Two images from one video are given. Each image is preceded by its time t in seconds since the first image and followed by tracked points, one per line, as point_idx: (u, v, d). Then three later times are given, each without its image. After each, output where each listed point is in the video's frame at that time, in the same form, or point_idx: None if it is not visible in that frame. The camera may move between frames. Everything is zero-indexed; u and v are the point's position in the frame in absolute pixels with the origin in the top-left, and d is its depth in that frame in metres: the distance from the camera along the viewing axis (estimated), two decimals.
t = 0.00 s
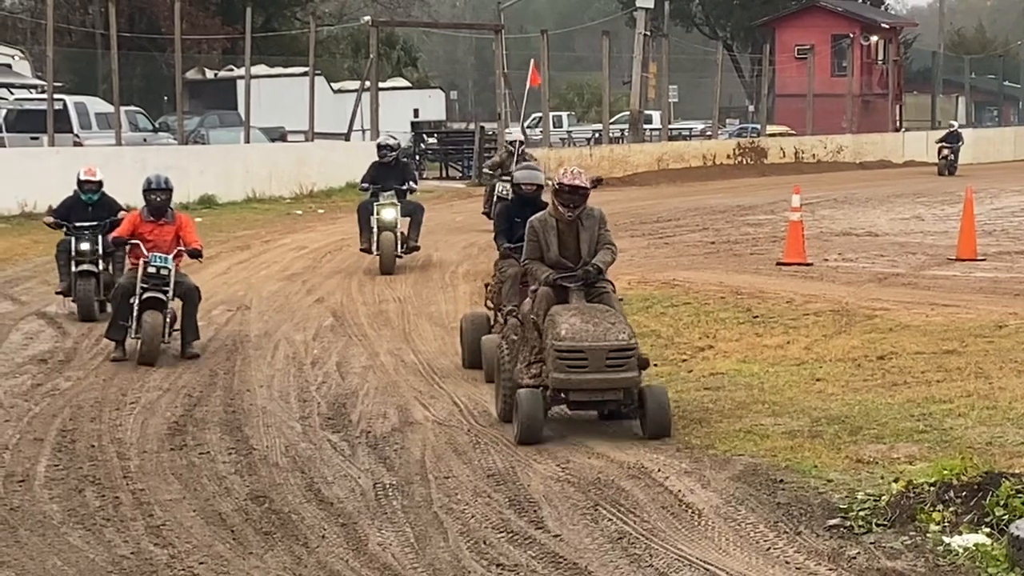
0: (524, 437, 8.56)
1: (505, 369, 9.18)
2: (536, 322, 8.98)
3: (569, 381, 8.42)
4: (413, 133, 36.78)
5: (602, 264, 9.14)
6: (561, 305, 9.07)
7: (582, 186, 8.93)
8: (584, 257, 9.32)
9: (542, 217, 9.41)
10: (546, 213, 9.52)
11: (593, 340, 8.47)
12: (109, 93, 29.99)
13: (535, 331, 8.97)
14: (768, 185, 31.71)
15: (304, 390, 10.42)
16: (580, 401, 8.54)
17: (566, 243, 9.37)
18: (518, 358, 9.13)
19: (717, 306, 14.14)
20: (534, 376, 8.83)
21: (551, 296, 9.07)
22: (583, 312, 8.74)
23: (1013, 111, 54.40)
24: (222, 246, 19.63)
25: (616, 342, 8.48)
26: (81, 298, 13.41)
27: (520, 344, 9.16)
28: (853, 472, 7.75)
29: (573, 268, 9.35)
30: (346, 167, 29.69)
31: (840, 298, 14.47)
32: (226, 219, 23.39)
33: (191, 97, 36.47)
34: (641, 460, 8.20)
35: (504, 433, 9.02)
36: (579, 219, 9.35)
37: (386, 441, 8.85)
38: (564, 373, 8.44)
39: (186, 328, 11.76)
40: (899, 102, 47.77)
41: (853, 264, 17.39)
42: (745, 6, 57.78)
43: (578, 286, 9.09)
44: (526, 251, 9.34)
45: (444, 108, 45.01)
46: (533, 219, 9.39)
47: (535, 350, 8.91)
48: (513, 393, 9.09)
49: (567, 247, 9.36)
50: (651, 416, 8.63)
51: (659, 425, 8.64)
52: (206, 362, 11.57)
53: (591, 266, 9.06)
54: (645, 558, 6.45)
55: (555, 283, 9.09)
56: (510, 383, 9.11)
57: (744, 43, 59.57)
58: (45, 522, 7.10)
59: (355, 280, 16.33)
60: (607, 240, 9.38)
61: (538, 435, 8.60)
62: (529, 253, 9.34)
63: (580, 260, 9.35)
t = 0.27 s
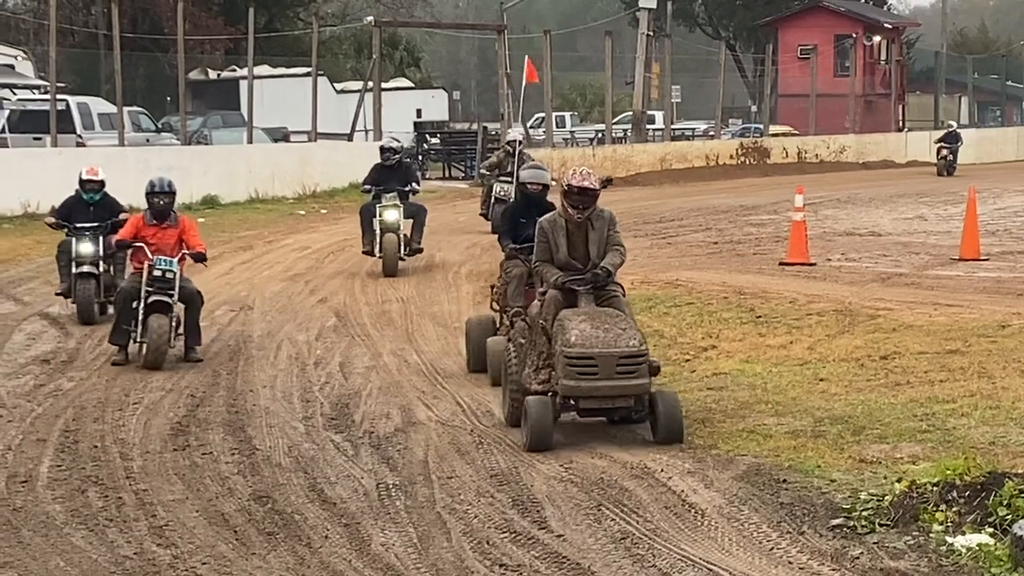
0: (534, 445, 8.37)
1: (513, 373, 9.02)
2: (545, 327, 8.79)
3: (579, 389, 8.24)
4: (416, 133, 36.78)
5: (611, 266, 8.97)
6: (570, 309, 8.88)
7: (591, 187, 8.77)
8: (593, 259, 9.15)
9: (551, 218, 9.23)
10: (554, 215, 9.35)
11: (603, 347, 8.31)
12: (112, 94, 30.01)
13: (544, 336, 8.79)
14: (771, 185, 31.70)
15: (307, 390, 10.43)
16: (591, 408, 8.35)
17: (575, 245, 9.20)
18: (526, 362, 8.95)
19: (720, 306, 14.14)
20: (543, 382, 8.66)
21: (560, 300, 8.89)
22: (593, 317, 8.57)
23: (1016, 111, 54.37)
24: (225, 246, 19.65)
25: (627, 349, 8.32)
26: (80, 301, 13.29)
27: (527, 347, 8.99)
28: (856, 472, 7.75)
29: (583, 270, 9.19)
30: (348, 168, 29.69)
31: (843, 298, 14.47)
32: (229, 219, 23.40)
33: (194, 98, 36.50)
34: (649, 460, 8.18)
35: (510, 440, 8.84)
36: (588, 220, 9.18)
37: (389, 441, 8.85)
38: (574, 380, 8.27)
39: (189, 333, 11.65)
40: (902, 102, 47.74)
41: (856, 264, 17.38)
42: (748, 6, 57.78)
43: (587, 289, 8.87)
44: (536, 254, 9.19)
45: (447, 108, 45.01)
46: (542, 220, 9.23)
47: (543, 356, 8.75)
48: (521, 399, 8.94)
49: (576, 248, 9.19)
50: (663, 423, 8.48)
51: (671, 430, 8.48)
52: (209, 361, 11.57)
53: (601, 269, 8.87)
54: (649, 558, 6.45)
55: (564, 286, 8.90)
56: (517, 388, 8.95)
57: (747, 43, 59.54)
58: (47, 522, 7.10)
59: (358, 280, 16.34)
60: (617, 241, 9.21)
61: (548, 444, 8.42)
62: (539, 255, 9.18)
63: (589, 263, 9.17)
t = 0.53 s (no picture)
0: (543, 450, 8.24)
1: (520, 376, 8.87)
2: (553, 329, 8.65)
3: (589, 393, 8.08)
4: (418, 134, 36.80)
5: (621, 267, 8.90)
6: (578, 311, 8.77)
7: (601, 187, 8.72)
8: (602, 261, 9.08)
9: (560, 218, 9.15)
10: (564, 215, 9.26)
11: (613, 349, 8.14)
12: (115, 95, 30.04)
13: (552, 339, 8.62)
14: (773, 185, 31.72)
15: (310, 390, 10.44)
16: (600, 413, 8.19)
17: (584, 245, 9.13)
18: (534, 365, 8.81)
19: (723, 305, 14.16)
20: (552, 386, 8.48)
21: (569, 301, 8.80)
22: (602, 319, 8.43)
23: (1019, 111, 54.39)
24: (228, 247, 19.68)
25: (637, 351, 8.15)
26: (81, 304, 13.05)
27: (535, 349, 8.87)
28: (859, 472, 7.75)
29: (592, 271, 9.10)
30: (351, 168, 29.72)
31: (846, 298, 14.48)
32: (232, 220, 23.44)
33: (197, 98, 36.53)
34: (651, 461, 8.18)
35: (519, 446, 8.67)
36: (598, 220, 9.11)
37: (392, 441, 8.86)
38: (583, 384, 8.11)
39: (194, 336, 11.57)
40: (904, 102, 47.75)
41: (859, 264, 17.39)
42: (750, 6, 57.82)
43: (596, 291, 8.79)
44: (544, 254, 9.11)
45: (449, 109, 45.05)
46: (551, 220, 9.15)
47: (551, 359, 8.57)
48: (529, 404, 8.83)
49: (585, 249, 9.12)
50: (674, 428, 8.32)
51: (683, 434, 8.32)
52: (212, 362, 11.59)
53: (610, 270, 8.79)
54: (652, 557, 6.46)
55: (573, 288, 8.81)
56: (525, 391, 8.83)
57: (749, 44, 59.54)
58: (51, 522, 7.11)
59: (361, 280, 16.37)
60: (626, 242, 9.14)
61: (557, 449, 8.28)
62: (547, 256, 9.10)
63: (598, 263, 9.10)
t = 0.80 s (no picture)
0: (554, 458, 8.11)
1: (529, 380, 8.72)
2: (563, 333, 8.48)
3: (600, 401, 7.93)
4: (421, 134, 36.81)
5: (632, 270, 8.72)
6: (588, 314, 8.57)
7: (613, 186, 8.58)
8: (612, 262, 8.93)
9: (570, 218, 8.98)
10: (573, 213, 9.05)
11: (624, 355, 7.97)
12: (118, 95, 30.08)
13: (561, 343, 8.48)
14: (777, 185, 31.74)
15: (313, 391, 10.44)
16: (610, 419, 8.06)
17: (595, 246, 8.98)
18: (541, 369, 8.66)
19: (726, 305, 14.17)
20: (562, 391, 8.38)
21: (578, 305, 8.59)
22: (612, 323, 8.24)
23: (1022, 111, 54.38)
24: (232, 247, 19.69)
25: (649, 357, 7.98)
26: (81, 307, 12.89)
27: (543, 353, 8.70)
28: (862, 472, 7.74)
29: (601, 273, 8.93)
30: (353, 169, 29.73)
31: (848, 297, 14.48)
32: (235, 220, 23.46)
33: (199, 98, 36.57)
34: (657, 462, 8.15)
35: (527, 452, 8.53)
36: (608, 220, 8.95)
37: (395, 441, 8.86)
38: (594, 391, 7.95)
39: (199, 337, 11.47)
40: (908, 101, 47.75)
41: (861, 264, 17.38)
42: (753, 6, 57.84)
43: (605, 293, 8.56)
44: (553, 253, 8.94)
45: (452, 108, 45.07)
46: (560, 219, 8.99)
47: (561, 364, 8.44)
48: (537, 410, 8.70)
49: (595, 250, 8.97)
50: (687, 431, 8.22)
51: (696, 438, 8.22)
52: (215, 362, 11.59)
53: (621, 272, 8.58)
54: (655, 558, 6.45)
55: (583, 290, 8.59)
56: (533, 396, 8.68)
57: (752, 43, 59.52)
58: (53, 523, 7.11)
59: (364, 280, 16.38)
60: (637, 243, 8.97)
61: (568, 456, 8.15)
62: (556, 256, 8.93)
63: (609, 264, 8.94)
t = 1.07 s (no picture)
0: (564, 461, 8.01)
1: (536, 384, 8.55)
2: (571, 336, 8.33)
3: (610, 403, 7.79)
4: (423, 133, 36.81)
5: (642, 272, 8.54)
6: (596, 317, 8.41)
7: (626, 187, 8.35)
8: (622, 264, 8.70)
9: (579, 218, 8.78)
10: (582, 213, 8.86)
11: (635, 357, 7.84)
12: (120, 95, 30.07)
13: (569, 346, 8.32)
14: (780, 184, 31.75)
15: (316, 390, 10.44)
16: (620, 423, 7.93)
17: (604, 248, 8.76)
18: (549, 373, 8.51)
19: (729, 304, 14.17)
20: (570, 395, 8.21)
21: (586, 307, 8.44)
22: (622, 326, 8.10)
23: None
24: (234, 247, 19.70)
25: (659, 359, 7.87)
26: (81, 309, 12.74)
27: (551, 357, 8.55)
28: (865, 471, 7.74)
29: (610, 275, 8.74)
30: (355, 168, 29.75)
31: (851, 297, 14.47)
32: (237, 219, 23.47)
33: (201, 98, 36.56)
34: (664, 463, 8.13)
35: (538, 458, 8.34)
36: (618, 222, 8.74)
37: (398, 441, 8.86)
38: (604, 393, 7.82)
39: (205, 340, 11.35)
40: (910, 101, 47.75)
41: (864, 263, 17.37)
42: (755, 5, 57.83)
43: (614, 296, 8.47)
44: (561, 254, 8.74)
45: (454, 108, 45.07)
46: (569, 220, 8.77)
47: (569, 368, 8.29)
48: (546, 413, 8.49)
49: (604, 252, 8.75)
50: (699, 434, 8.10)
51: (707, 443, 8.11)
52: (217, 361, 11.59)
53: (630, 275, 8.43)
54: (658, 557, 6.45)
55: (591, 293, 8.44)
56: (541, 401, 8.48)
57: (754, 43, 59.50)
58: (56, 523, 7.11)
59: (367, 279, 16.38)
60: (647, 245, 8.77)
61: (578, 459, 8.04)
62: (564, 258, 8.72)
63: (617, 266, 8.74)
